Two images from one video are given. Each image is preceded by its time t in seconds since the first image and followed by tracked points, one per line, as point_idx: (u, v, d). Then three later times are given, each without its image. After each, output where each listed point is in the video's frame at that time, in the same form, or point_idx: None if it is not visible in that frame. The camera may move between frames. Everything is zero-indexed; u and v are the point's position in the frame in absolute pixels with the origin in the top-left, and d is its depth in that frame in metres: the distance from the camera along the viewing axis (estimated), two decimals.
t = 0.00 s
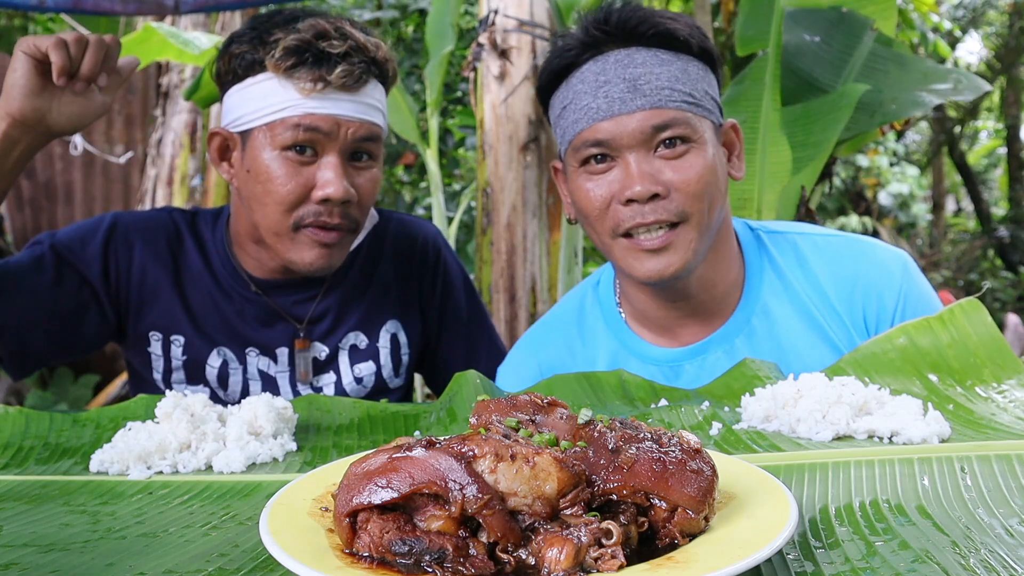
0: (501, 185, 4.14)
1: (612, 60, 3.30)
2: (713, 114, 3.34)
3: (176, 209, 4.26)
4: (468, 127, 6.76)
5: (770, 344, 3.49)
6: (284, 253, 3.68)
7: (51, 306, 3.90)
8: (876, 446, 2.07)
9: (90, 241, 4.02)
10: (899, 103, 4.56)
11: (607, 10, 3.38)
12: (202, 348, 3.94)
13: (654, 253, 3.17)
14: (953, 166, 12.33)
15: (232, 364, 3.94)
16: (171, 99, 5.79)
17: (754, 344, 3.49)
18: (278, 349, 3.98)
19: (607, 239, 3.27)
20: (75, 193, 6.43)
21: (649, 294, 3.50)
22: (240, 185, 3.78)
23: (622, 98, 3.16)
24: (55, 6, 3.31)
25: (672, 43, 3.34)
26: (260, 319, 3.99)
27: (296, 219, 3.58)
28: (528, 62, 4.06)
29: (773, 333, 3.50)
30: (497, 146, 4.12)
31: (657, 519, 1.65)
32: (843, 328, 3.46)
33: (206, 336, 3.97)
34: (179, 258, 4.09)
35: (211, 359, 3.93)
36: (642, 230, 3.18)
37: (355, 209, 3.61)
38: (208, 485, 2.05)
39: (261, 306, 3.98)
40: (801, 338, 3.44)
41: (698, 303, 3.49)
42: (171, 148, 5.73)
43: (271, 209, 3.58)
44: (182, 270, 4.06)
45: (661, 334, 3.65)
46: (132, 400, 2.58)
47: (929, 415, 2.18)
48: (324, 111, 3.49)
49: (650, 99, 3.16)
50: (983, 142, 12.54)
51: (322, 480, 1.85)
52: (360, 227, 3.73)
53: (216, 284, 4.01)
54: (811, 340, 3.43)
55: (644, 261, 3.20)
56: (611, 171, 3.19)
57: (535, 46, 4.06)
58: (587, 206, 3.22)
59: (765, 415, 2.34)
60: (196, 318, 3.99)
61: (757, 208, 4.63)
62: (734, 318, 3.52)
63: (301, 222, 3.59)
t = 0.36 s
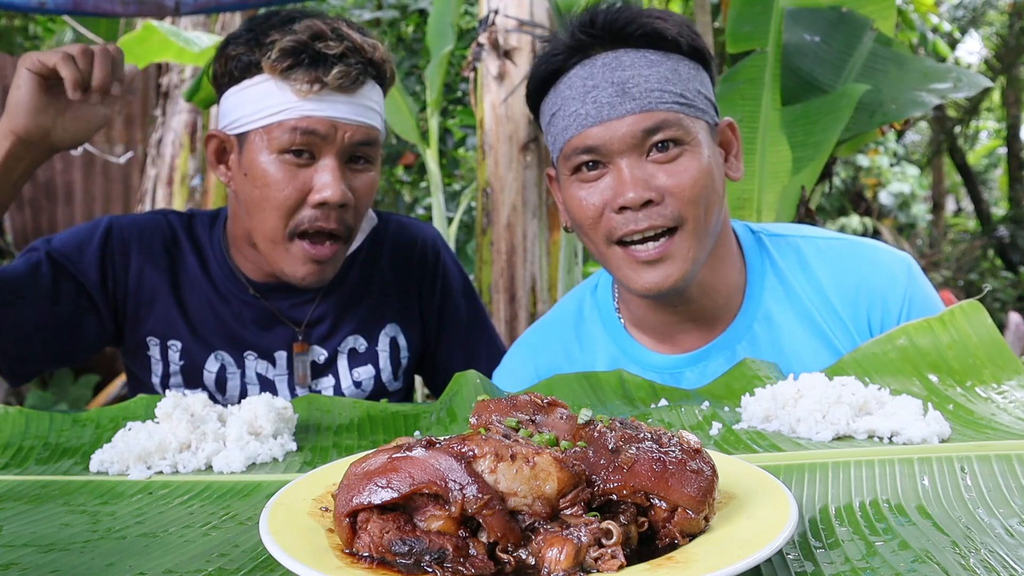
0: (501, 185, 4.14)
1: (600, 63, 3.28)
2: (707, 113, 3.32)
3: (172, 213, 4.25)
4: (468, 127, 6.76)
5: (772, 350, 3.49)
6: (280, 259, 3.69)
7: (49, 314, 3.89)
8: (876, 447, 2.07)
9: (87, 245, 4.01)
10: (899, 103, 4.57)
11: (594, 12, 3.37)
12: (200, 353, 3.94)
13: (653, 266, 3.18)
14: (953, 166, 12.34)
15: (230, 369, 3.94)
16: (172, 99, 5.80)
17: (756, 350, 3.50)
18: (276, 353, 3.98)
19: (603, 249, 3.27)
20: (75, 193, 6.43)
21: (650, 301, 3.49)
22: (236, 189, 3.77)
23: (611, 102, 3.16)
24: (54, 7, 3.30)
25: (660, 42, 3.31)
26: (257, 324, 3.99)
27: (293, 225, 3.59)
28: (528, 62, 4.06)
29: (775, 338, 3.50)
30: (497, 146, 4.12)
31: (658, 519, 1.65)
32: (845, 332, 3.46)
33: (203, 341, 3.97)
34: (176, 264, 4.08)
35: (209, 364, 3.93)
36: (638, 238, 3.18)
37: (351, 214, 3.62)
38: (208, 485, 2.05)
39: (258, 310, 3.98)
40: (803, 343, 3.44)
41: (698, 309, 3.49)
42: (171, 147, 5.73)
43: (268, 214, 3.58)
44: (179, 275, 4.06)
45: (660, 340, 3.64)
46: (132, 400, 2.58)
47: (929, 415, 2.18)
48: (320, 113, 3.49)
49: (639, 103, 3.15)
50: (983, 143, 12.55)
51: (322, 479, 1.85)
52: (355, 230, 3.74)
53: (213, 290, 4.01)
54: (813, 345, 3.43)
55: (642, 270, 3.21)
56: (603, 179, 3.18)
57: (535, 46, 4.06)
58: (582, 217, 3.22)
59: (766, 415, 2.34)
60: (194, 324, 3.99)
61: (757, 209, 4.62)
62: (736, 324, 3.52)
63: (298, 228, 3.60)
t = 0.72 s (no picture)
0: (501, 185, 4.14)
1: (615, 63, 3.28)
2: (720, 116, 3.32)
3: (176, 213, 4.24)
4: (468, 127, 6.77)
5: (776, 348, 3.49)
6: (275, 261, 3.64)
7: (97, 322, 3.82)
8: (876, 446, 2.07)
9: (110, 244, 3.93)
10: (899, 103, 4.56)
11: (610, 11, 3.36)
12: (203, 358, 3.87)
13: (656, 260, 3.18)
14: (953, 166, 12.34)
15: (231, 375, 3.86)
16: (172, 99, 5.80)
17: (760, 348, 3.50)
18: (276, 357, 3.91)
19: (610, 243, 3.29)
20: (75, 193, 6.43)
21: (657, 298, 3.50)
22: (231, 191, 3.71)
23: (624, 102, 3.16)
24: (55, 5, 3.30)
25: (676, 45, 3.30)
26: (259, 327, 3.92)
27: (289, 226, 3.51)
28: (528, 62, 4.06)
29: (780, 337, 3.50)
30: (497, 146, 4.12)
31: (657, 519, 1.65)
32: (849, 333, 3.46)
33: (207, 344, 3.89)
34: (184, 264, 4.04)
35: (211, 368, 3.86)
36: (644, 235, 3.19)
37: (345, 215, 3.58)
38: (208, 485, 2.05)
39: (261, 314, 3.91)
40: (807, 342, 3.45)
41: (704, 308, 3.49)
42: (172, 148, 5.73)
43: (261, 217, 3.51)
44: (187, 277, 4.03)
45: (668, 336, 3.66)
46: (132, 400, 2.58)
47: (929, 415, 2.18)
48: (315, 114, 3.45)
49: (653, 103, 3.16)
50: (983, 143, 12.54)
51: (321, 480, 1.85)
52: (351, 233, 3.70)
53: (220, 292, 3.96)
54: (817, 345, 3.43)
55: (647, 266, 3.22)
56: (614, 176, 3.20)
57: (535, 46, 4.06)
58: (589, 209, 3.24)
59: (765, 415, 2.34)
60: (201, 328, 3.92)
61: (757, 208, 4.63)
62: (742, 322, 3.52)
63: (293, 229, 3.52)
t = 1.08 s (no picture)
0: (501, 185, 4.14)
1: (617, 63, 3.28)
2: (721, 117, 3.33)
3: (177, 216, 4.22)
4: (468, 127, 6.77)
5: (775, 350, 3.49)
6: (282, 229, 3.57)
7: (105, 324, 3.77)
8: (876, 446, 2.07)
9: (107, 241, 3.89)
10: (899, 103, 4.57)
11: (613, 11, 3.35)
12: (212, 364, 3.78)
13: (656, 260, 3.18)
14: (953, 166, 12.34)
15: (239, 378, 3.77)
16: (172, 99, 5.80)
17: (760, 350, 3.49)
18: (285, 359, 3.84)
19: (610, 244, 3.29)
20: (76, 192, 6.44)
21: (656, 300, 3.50)
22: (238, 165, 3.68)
23: (626, 102, 3.16)
24: (54, 7, 3.29)
25: (679, 46, 3.30)
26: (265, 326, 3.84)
27: (294, 184, 3.47)
28: (528, 62, 4.06)
29: (779, 338, 3.50)
30: (497, 146, 4.12)
31: (658, 519, 1.65)
32: (849, 334, 3.46)
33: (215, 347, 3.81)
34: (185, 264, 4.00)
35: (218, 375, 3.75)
36: (644, 236, 3.18)
37: (351, 175, 3.54)
38: (208, 485, 2.05)
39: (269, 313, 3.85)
40: (806, 343, 3.45)
41: (704, 310, 3.49)
42: (171, 148, 5.73)
43: (268, 177, 3.48)
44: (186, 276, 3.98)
45: (668, 338, 3.65)
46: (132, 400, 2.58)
47: (929, 415, 2.18)
48: (318, 71, 3.49)
49: (655, 104, 3.15)
50: (983, 142, 12.54)
51: (321, 480, 1.85)
52: (357, 201, 3.65)
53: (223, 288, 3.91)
54: (817, 346, 3.43)
55: (646, 266, 3.22)
56: (615, 177, 3.19)
57: (535, 46, 4.06)
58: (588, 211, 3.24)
59: (766, 415, 2.34)
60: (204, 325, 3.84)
61: (757, 208, 4.64)
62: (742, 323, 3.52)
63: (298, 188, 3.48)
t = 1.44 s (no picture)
0: (501, 185, 4.14)
1: (621, 63, 3.28)
2: (725, 117, 3.33)
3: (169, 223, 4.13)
4: (469, 127, 6.77)
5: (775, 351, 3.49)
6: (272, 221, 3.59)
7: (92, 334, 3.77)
8: (876, 446, 2.07)
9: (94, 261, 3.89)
10: (900, 103, 4.58)
11: (616, 10, 3.35)
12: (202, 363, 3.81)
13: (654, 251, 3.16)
14: (953, 166, 12.34)
15: (232, 378, 3.81)
16: (172, 99, 5.80)
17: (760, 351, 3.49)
18: (280, 357, 3.87)
19: (612, 242, 3.28)
20: (75, 192, 6.44)
21: (656, 300, 3.51)
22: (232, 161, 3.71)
23: (630, 101, 3.15)
24: (55, 7, 3.28)
25: (683, 46, 3.30)
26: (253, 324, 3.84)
27: (281, 172, 3.51)
28: (528, 62, 4.06)
29: (781, 339, 3.50)
30: (497, 146, 4.12)
31: (658, 519, 1.65)
32: (849, 336, 3.46)
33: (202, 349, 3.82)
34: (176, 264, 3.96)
35: (210, 374, 3.80)
36: (646, 234, 3.18)
37: (345, 164, 3.55)
38: (208, 485, 2.05)
39: (264, 311, 3.85)
40: (806, 345, 3.45)
41: (704, 309, 3.49)
42: (171, 148, 5.73)
43: (258, 169, 3.52)
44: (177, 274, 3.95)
45: (669, 337, 3.65)
46: (132, 400, 2.58)
47: (929, 415, 2.18)
48: (308, 64, 3.52)
49: (658, 103, 3.15)
50: (983, 142, 12.53)
51: (322, 479, 1.85)
52: (351, 194, 3.66)
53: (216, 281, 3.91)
54: (817, 347, 3.43)
55: (648, 264, 3.21)
56: (618, 176, 3.18)
57: (535, 46, 4.06)
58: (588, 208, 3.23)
59: (766, 415, 2.34)
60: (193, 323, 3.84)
61: (757, 209, 4.67)
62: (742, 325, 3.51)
63: (286, 176, 3.52)
